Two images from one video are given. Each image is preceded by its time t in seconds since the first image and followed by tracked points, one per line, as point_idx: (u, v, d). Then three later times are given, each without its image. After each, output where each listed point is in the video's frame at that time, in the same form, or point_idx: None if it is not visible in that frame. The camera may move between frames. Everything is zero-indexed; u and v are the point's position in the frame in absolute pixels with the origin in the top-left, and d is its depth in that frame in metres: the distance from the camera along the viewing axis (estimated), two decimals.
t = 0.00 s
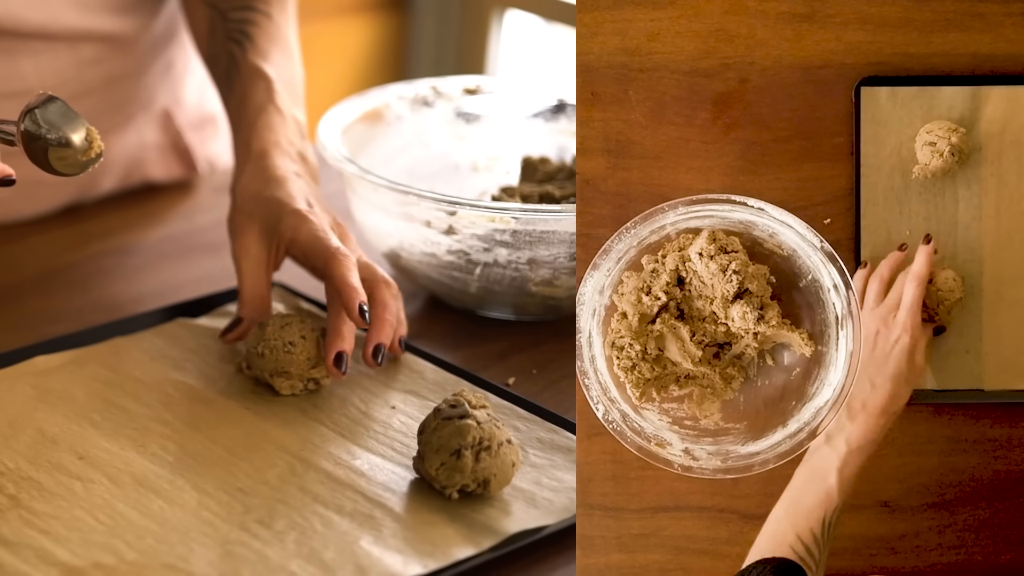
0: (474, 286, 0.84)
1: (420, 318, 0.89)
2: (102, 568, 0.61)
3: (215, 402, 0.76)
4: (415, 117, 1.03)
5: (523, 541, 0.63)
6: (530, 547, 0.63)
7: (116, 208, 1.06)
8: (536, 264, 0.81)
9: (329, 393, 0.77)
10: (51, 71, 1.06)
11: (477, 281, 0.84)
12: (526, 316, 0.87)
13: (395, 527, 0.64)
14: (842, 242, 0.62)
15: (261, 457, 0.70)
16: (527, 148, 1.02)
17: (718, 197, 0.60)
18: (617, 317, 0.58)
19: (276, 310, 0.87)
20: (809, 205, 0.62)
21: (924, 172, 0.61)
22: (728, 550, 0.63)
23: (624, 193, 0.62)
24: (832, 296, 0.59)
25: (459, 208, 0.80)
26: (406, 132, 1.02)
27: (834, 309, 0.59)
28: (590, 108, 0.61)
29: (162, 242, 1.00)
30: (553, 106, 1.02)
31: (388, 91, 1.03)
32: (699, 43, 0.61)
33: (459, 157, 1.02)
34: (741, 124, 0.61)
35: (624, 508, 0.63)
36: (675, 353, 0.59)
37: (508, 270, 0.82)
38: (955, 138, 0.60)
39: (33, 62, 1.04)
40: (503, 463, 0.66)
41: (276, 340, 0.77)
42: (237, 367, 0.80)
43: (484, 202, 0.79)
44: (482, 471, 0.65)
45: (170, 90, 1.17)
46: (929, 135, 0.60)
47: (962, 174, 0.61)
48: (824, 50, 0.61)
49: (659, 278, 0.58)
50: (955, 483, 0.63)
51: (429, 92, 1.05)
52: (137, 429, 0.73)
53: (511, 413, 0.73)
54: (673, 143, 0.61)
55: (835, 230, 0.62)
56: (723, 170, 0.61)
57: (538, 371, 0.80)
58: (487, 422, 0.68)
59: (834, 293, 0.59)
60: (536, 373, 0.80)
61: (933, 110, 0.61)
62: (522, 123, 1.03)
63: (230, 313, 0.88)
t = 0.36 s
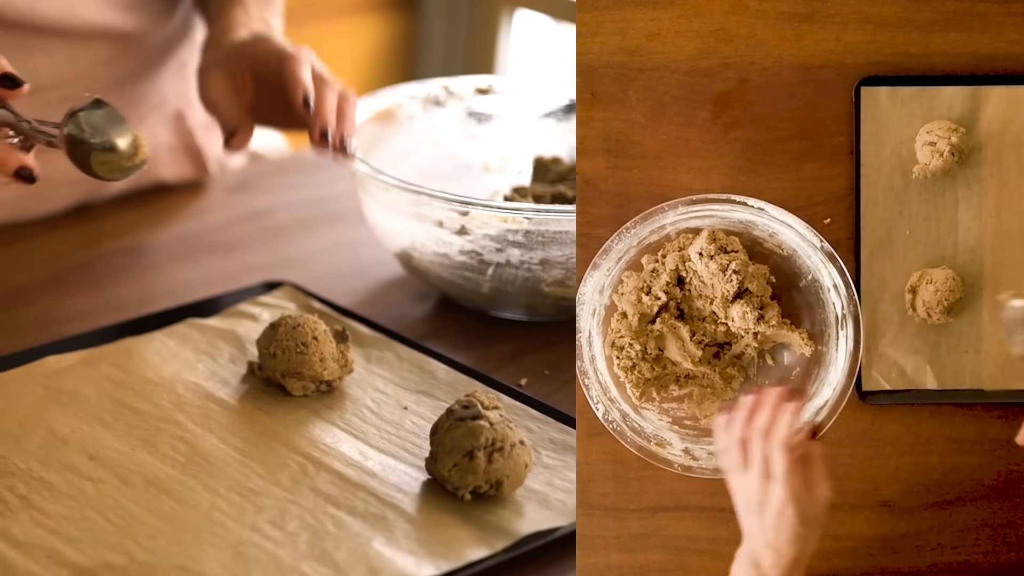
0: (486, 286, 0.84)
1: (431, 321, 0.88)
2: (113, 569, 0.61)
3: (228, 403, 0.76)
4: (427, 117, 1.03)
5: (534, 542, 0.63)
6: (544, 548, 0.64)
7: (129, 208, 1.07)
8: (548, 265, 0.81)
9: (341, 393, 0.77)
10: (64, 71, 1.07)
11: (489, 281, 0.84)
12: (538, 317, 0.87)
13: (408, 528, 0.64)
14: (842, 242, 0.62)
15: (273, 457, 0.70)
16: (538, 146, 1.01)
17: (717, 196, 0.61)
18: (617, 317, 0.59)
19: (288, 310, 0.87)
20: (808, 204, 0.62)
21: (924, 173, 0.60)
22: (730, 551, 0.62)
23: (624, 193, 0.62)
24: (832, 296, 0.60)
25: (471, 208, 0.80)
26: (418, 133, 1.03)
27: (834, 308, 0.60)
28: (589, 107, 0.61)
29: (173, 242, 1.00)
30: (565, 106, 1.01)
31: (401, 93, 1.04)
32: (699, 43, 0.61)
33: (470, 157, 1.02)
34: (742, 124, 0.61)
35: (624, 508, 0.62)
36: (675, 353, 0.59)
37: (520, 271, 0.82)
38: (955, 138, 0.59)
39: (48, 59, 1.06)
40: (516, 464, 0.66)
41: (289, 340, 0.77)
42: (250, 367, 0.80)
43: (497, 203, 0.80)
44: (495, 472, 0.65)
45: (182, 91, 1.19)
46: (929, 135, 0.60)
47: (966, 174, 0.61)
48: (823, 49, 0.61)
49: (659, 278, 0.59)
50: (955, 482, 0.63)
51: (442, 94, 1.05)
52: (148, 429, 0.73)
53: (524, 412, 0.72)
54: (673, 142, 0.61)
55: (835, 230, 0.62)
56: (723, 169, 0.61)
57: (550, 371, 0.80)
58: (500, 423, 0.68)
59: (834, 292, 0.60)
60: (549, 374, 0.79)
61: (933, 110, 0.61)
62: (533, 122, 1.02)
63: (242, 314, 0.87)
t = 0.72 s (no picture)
0: (494, 284, 0.83)
1: (434, 318, 0.87)
2: (119, 569, 0.61)
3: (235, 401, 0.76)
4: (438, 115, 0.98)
5: (540, 544, 0.62)
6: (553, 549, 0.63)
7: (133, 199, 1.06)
8: (556, 262, 0.79)
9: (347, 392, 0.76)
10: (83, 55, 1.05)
11: (497, 279, 0.83)
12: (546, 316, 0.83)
13: (416, 527, 0.62)
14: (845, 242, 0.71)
15: (280, 454, 0.69)
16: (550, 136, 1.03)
17: (719, 199, 0.76)
18: (617, 317, 0.72)
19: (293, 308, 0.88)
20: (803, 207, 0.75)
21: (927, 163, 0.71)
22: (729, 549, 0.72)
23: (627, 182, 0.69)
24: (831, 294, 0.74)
25: (479, 206, 0.79)
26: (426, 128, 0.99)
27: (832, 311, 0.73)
28: (591, 108, 0.78)
29: (179, 238, 1.00)
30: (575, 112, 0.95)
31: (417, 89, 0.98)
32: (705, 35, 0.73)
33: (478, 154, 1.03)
34: (740, 124, 0.78)
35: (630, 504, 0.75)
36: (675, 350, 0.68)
37: (529, 268, 0.81)
38: (955, 137, 0.77)
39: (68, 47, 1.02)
40: (525, 463, 0.65)
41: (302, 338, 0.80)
42: (256, 366, 0.81)
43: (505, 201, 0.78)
44: (504, 472, 0.64)
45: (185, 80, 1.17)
46: (932, 135, 0.78)
47: (962, 173, 0.79)
48: (822, 49, 0.78)
49: (658, 279, 0.73)
50: (951, 487, 0.81)
51: (447, 89, 1.02)
52: (153, 428, 0.73)
53: (533, 412, 0.69)
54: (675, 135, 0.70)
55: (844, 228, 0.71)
56: (721, 169, 0.78)
57: (560, 369, 0.73)
58: (508, 421, 0.68)
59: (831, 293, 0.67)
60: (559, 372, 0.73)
61: (933, 110, 0.79)
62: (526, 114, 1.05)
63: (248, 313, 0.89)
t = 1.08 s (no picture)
0: (493, 285, 0.84)
1: (433, 318, 0.89)
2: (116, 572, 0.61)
3: (233, 404, 0.75)
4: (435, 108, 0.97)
5: (537, 547, 0.64)
6: (552, 551, 0.65)
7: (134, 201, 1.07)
8: (555, 264, 0.80)
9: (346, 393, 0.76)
10: (96, 54, 1.07)
11: (496, 280, 0.84)
12: (544, 315, 0.86)
13: (414, 531, 0.63)
14: (842, 241, 0.69)
15: (278, 457, 0.69)
16: (545, 143, 1.01)
17: (718, 197, 0.66)
18: (617, 316, 0.64)
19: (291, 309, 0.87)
20: (808, 205, 0.68)
21: (924, 172, 0.67)
22: (728, 550, 0.68)
23: (625, 193, 0.67)
24: (832, 295, 0.65)
25: (478, 208, 0.79)
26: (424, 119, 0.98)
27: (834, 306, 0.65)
28: (590, 108, 0.67)
29: (180, 239, 1.00)
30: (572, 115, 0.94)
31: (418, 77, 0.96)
32: (699, 44, 0.67)
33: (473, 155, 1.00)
34: (740, 123, 0.67)
35: (624, 508, 0.70)
36: (674, 349, 0.65)
37: (527, 270, 0.82)
38: (954, 138, 0.66)
39: (80, 42, 1.05)
40: (523, 466, 0.65)
41: (295, 340, 0.78)
42: (255, 367, 0.79)
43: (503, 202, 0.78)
44: (502, 474, 0.65)
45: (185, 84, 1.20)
46: (930, 135, 0.66)
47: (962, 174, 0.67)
48: (822, 49, 0.67)
49: (659, 278, 0.65)
50: (952, 485, 0.69)
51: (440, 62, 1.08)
52: (152, 430, 0.72)
53: (531, 413, 0.71)
54: (674, 142, 0.67)
55: (836, 230, 0.69)
56: (722, 170, 0.68)
57: (558, 371, 0.77)
58: (507, 424, 0.68)
59: (834, 292, 0.65)
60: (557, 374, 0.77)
61: (933, 110, 0.67)
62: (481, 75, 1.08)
63: (244, 314, 0.87)
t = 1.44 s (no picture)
0: (476, 291, 0.84)
1: (418, 324, 0.88)
2: None
3: (216, 410, 0.74)
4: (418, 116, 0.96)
5: (519, 553, 0.63)
6: (532, 558, 0.64)
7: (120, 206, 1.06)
8: (537, 269, 0.80)
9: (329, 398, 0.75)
10: (84, 57, 1.06)
11: (479, 286, 0.83)
12: (524, 322, 0.86)
13: (395, 538, 0.63)
14: (842, 241, 0.69)
15: (260, 463, 0.68)
16: (529, 148, 1.03)
17: (729, 201, 0.66)
18: (622, 316, 0.65)
19: (276, 314, 0.86)
20: (807, 205, 0.69)
21: (924, 172, 0.67)
22: (729, 550, 0.69)
23: (625, 192, 0.69)
24: (838, 305, 0.64)
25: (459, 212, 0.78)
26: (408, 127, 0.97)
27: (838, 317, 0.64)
28: (589, 108, 0.68)
29: (166, 244, 1.00)
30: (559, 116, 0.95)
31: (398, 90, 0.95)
32: (700, 43, 0.68)
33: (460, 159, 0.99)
34: (742, 123, 0.68)
35: (623, 508, 0.70)
36: (676, 351, 0.66)
37: (509, 276, 0.81)
38: (954, 138, 0.66)
39: (68, 43, 1.04)
40: (504, 473, 0.65)
41: (278, 344, 0.76)
42: (238, 373, 0.78)
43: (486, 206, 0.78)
44: (482, 481, 0.65)
45: (173, 88, 1.19)
46: (929, 136, 0.66)
47: (963, 174, 0.67)
48: (822, 48, 0.68)
49: (665, 279, 0.65)
50: (952, 486, 0.69)
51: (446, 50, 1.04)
52: (134, 436, 0.72)
53: (513, 419, 0.70)
54: (674, 142, 0.68)
55: (836, 230, 0.69)
56: (723, 170, 0.68)
57: (540, 377, 0.78)
58: (487, 430, 0.68)
59: (840, 302, 0.64)
60: (541, 379, 0.77)
61: (933, 110, 0.67)
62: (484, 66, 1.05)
63: (228, 318, 0.86)
